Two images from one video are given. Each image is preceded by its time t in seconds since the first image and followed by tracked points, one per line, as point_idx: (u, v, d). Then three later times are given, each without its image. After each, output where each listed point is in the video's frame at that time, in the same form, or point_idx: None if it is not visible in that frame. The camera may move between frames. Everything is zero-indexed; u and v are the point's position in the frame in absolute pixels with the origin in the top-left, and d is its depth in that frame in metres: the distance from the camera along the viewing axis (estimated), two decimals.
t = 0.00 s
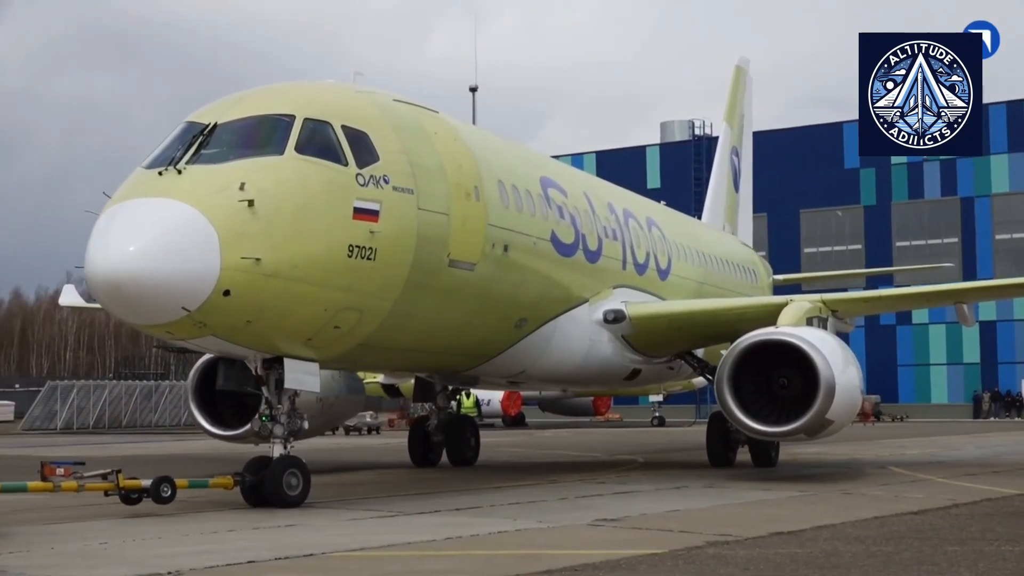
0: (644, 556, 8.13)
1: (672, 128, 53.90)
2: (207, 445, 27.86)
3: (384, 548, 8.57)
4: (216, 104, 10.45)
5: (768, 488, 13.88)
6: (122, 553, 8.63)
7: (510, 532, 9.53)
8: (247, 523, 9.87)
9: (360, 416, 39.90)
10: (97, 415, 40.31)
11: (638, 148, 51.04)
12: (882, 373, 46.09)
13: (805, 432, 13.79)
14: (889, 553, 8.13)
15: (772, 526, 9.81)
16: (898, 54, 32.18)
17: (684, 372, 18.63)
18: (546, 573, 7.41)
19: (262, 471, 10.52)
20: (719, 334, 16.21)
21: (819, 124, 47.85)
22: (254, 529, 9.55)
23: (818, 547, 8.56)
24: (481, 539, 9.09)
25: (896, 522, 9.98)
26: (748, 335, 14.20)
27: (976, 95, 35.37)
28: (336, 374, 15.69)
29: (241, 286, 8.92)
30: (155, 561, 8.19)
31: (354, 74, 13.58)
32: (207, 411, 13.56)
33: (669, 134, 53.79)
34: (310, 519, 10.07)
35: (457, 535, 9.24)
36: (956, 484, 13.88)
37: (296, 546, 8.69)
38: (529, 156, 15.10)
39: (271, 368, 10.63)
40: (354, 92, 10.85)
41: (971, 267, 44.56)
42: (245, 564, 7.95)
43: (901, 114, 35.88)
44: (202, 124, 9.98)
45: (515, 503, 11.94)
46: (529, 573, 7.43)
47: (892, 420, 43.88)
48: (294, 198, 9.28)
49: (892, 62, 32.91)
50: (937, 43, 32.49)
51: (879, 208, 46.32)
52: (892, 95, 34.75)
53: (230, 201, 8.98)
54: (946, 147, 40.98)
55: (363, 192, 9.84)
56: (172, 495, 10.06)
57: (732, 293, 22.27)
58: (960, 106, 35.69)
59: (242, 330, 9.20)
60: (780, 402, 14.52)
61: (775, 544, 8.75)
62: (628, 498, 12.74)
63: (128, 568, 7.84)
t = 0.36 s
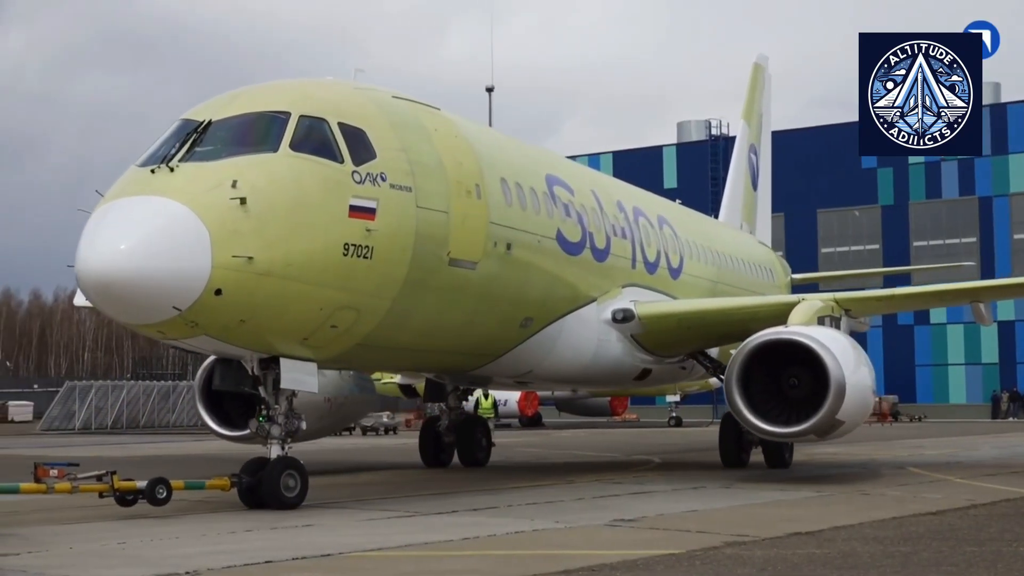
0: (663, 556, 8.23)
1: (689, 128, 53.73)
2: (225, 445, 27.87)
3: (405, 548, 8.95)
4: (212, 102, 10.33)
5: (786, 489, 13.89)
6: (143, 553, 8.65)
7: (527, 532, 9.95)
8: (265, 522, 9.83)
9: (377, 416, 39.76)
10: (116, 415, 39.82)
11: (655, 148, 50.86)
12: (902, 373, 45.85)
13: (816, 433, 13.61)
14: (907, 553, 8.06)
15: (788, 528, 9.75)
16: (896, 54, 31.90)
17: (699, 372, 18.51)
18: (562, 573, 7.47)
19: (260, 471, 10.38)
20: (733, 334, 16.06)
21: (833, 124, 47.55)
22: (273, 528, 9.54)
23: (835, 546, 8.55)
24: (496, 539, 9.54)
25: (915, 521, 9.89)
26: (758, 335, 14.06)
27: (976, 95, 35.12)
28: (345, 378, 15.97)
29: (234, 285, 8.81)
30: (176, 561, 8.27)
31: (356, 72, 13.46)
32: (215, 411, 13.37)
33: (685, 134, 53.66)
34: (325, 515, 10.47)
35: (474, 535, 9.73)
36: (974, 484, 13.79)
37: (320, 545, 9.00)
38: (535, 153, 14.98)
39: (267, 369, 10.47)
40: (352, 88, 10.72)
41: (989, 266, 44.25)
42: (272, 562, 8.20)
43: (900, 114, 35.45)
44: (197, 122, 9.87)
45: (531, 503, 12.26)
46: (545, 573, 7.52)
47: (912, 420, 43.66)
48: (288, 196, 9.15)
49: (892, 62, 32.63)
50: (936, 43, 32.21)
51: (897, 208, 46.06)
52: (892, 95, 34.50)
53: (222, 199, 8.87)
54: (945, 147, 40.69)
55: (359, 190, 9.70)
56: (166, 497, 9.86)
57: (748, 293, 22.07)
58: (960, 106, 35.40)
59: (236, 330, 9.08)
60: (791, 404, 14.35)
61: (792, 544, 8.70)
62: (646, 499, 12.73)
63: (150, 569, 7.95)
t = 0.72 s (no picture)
0: (681, 556, 8.51)
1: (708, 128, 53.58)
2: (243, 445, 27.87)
3: (425, 546, 9.10)
4: (211, 99, 10.23)
5: (805, 489, 13.98)
6: (166, 551, 8.72)
7: (546, 532, 10.11)
8: (284, 521, 9.82)
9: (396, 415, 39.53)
10: (136, 414, 39.52)
11: (674, 147, 50.70)
12: (922, 368, 45.50)
13: (828, 433, 13.44)
14: (927, 555, 8.17)
15: (810, 529, 10.11)
16: (896, 55, 31.53)
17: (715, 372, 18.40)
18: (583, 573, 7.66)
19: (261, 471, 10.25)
20: (747, 333, 15.93)
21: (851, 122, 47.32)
22: (295, 526, 9.55)
23: (852, 547, 8.80)
24: (515, 539, 9.70)
25: (935, 522, 9.98)
26: (769, 334, 13.90)
27: (976, 95, 34.73)
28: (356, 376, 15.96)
29: (229, 283, 8.69)
30: (201, 559, 8.36)
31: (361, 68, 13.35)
32: (225, 410, 13.18)
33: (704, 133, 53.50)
34: (353, 517, 10.91)
35: (493, 535, 9.89)
36: (993, 483, 13.80)
37: (341, 544, 9.16)
38: (543, 151, 14.84)
39: (267, 368, 10.34)
40: (354, 85, 10.60)
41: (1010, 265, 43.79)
42: (295, 561, 8.28)
43: (900, 114, 35.00)
44: (195, 119, 9.77)
45: (549, 503, 12.55)
46: (565, 573, 7.72)
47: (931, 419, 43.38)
48: (285, 194, 9.03)
49: (891, 61, 32.21)
50: (936, 43, 31.85)
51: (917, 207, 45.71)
52: (891, 95, 33.87)
53: (218, 196, 8.75)
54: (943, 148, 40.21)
55: (358, 187, 9.57)
56: (165, 497, 9.72)
57: (766, 292, 21.92)
58: (960, 105, 35.04)
59: (233, 329, 8.97)
60: (805, 403, 14.19)
61: (811, 547, 8.80)
62: (666, 500, 12.79)
63: (175, 567, 8.09)
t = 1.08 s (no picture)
0: (703, 556, 8.43)
1: (729, 128, 53.34)
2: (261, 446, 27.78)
3: (446, 547, 9.01)
4: (211, 96, 10.11)
5: (830, 488, 13.91)
6: (188, 550, 8.69)
7: (567, 532, 10.00)
8: (303, 521, 9.77)
9: (418, 415, 39.44)
10: (158, 413, 39.41)
11: (694, 147, 50.48)
12: (945, 369, 45.23)
13: (842, 434, 13.26)
14: (949, 556, 8.17)
15: (830, 528, 10.01)
16: (897, 54, 31.03)
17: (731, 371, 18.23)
18: (605, 573, 7.64)
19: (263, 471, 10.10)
20: (764, 332, 15.82)
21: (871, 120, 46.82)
22: (315, 527, 9.51)
23: (876, 548, 8.75)
24: (535, 538, 9.60)
25: (959, 523, 9.92)
26: (782, 333, 13.71)
27: (976, 95, 34.11)
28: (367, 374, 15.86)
29: (226, 281, 8.58)
30: (223, 559, 8.32)
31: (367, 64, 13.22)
32: (237, 410, 13.05)
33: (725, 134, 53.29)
34: (374, 519, 10.86)
35: (514, 535, 9.76)
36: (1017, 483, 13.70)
37: (362, 544, 9.09)
38: (552, 148, 14.68)
39: (268, 368, 10.19)
40: (356, 82, 10.48)
41: None
42: (315, 561, 8.23)
43: (901, 114, 34.60)
44: (194, 116, 9.65)
45: (571, 503, 12.42)
46: (587, 573, 7.69)
47: (954, 418, 43.07)
48: (282, 191, 8.91)
49: (892, 62, 31.93)
50: (936, 44, 31.52)
51: (939, 205, 44.96)
52: (892, 94, 33.41)
53: (214, 192, 8.64)
54: (944, 147, 39.65)
55: (358, 184, 9.44)
56: (165, 498, 9.56)
57: (784, 289, 21.73)
58: (960, 105, 34.45)
59: (230, 328, 8.86)
60: (818, 403, 14.01)
61: (832, 547, 8.79)
62: (690, 500, 12.72)
63: (198, 566, 8.06)
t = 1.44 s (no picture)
0: (728, 556, 8.29)
1: (752, 127, 53.00)
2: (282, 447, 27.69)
3: (468, 547, 8.89)
4: (210, 92, 10.00)
5: (858, 489, 13.76)
6: (208, 549, 8.60)
7: (591, 532, 9.86)
8: (324, 522, 9.67)
9: (440, 415, 39.30)
10: (182, 413, 39.19)
11: (717, 146, 50.14)
12: (969, 369, 44.87)
13: (858, 435, 13.07)
14: (976, 556, 8.04)
15: (856, 528, 9.86)
16: (901, 51, 30.68)
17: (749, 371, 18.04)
18: (629, 573, 7.53)
19: (265, 472, 9.97)
20: (784, 331, 15.65)
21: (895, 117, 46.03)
22: (336, 528, 9.41)
23: (902, 548, 8.60)
24: (559, 538, 9.46)
25: (987, 523, 9.77)
26: (797, 332, 13.53)
27: (977, 96, 33.10)
28: (383, 373, 15.75)
29: (222, 280, 8.46)
30: (245, 558, 8.23)
31: (373, 61, 13.07)
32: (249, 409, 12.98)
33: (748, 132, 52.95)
34: (395, 519, 10.76)
35: (537, 535, 9.63)
36: None
37: (384, 544, 8.98)
38: (562, 144, 14.52)
39: (270, 368, 10.07)
40: (358, 78, 10.36)
41: None
42: (337, 561, 8.13)
43: (900, 114, 33.73)
44: (192, 112, 9.55)
45: (594, 503, 12.28)
46: (610, 573, 7.58)
47: (980, 418, 42.73)
48: (280, 188, 8.79)
49: (892, 62, 31.58)
50: (937, 43, 30.76)
51: (965, 204, 44.10)
52: (892, 94, 32.79)
53: (210, 190, 8.53)
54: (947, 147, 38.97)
55: (359, 181, 9.32)
56: (164, 500, 9.44)
57: (804, 288, 21.49)
58: (961, 106, 33.45)
59: (228, 327, 8.75)
60: (835, 403, 13.82)
61: (857, 548, 8.66)
62: (715, 500, 12.58)
63: (221, 565, 7.97)
